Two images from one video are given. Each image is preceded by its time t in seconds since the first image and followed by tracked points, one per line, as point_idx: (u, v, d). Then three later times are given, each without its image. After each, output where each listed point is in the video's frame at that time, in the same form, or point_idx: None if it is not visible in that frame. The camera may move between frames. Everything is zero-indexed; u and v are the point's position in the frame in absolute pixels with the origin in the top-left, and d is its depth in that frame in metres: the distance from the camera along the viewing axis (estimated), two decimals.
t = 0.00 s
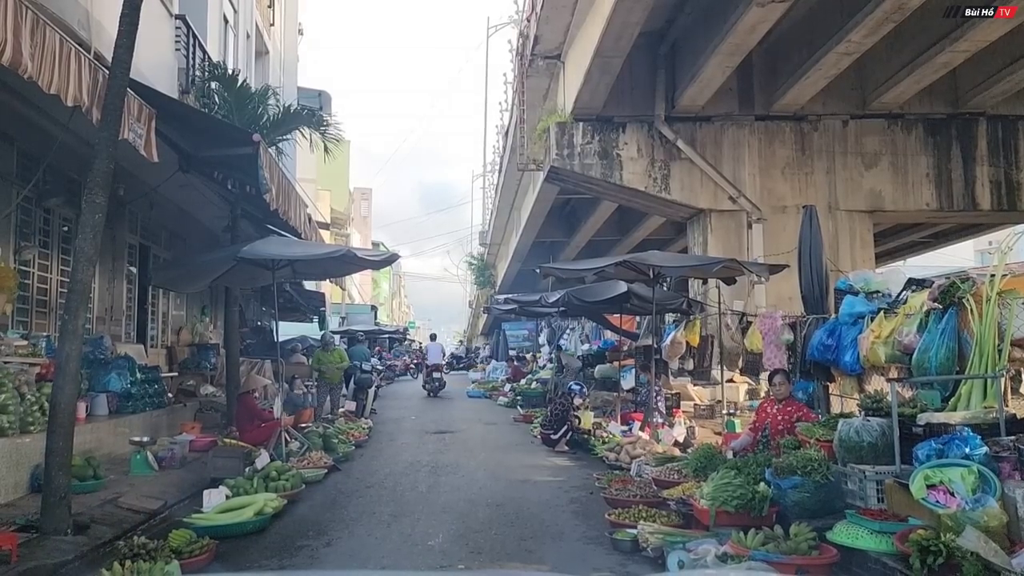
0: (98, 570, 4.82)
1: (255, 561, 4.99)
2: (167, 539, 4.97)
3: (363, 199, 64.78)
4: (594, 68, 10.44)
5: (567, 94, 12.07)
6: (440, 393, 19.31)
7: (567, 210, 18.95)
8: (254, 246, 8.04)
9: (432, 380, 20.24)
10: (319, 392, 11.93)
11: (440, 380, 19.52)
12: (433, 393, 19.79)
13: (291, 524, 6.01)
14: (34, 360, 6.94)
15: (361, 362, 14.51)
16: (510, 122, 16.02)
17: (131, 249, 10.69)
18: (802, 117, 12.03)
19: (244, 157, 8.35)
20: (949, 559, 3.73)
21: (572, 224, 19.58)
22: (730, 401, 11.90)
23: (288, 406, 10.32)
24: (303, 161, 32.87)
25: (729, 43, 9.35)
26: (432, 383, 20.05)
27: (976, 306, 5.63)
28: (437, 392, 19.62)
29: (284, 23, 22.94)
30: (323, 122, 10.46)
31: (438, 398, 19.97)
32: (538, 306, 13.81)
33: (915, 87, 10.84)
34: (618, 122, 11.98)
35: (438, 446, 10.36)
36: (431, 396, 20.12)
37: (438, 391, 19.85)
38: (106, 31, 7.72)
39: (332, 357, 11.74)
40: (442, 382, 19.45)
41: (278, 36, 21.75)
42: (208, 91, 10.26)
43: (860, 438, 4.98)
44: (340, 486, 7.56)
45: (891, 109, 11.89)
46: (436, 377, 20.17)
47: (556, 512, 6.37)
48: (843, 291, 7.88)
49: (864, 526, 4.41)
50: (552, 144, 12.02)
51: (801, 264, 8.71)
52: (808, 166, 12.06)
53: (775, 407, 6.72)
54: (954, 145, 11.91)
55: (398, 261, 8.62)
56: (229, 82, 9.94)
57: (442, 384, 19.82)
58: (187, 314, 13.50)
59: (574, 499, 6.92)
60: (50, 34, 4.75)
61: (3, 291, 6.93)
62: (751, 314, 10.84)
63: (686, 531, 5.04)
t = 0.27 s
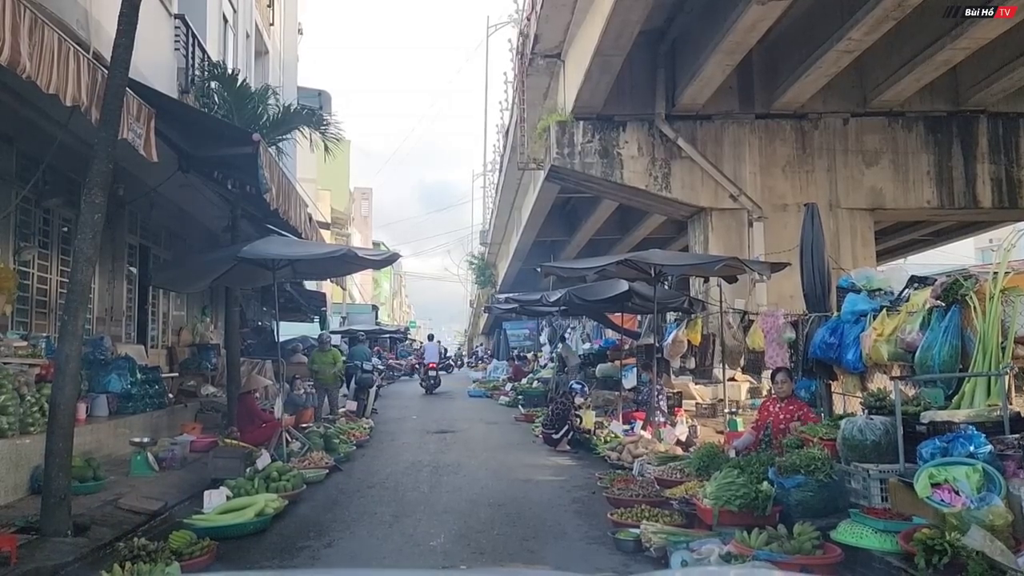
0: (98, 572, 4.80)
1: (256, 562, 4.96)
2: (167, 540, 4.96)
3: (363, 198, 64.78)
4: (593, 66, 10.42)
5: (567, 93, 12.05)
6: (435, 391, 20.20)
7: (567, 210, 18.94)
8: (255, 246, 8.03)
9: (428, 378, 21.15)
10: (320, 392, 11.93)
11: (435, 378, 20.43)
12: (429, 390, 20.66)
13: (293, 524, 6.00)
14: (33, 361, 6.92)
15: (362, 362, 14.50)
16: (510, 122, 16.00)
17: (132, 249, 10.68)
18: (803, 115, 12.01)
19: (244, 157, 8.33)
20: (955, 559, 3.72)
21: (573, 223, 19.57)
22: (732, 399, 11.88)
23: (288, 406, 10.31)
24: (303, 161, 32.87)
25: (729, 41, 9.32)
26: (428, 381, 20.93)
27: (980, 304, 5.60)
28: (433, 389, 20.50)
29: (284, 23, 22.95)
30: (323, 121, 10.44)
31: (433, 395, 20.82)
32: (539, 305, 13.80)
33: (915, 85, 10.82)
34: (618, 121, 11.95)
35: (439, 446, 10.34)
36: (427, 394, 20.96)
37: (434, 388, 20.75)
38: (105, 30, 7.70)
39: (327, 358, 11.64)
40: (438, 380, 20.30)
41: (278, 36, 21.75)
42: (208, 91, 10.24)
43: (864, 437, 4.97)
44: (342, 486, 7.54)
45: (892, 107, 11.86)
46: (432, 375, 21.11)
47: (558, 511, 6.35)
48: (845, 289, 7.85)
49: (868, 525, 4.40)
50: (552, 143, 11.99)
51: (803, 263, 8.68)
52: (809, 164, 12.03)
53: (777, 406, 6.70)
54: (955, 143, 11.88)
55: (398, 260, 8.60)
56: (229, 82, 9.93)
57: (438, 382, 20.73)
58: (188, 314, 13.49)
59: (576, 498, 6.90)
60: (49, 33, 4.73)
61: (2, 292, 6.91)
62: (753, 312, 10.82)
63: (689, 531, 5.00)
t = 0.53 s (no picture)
0: None
1: (256, 566, 4.91)
2: (167, 544, 4.90)
3: (364, 200, 64.75)
4: (595, 67, 10.36)
5: (568, 93, 12.00)
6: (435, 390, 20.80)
7: (569, 210, 18.89)
8: (256, 248, 7.98)
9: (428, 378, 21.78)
10: (320, 395, 11.87)
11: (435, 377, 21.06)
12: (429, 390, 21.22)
13: (294, 528, 5.94)
14: (32, 363, 6.86)
15: (363, 364, 14.44)
16: (511, 122, 15.95)
17: (132, 251, 10.62)
18: (805, 115, 11.95)
19: (244, 158, 8.27)
20: (967, 563, 3.65)
21: (574, 224, 19.51)
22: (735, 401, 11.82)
23: (289, 408, 10.26)
24: (304, 163, 32.83)
25: (731, 41, 9.26)
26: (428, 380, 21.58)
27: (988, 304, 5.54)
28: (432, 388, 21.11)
29: (284, 25, 22.91)
30: (323, 122, 10.39)
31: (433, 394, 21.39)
32: (540, 306, 13.75)
33: (917, 85, 10.76)
34: (619, 122, 11.89)
35: (441, 448, 10.29)
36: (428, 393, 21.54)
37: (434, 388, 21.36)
38: (104, 30, 7.64)
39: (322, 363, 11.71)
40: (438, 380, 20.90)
41: (278, 37, 21.70)
42: (208, 92, 10.19)
43: (871, 439, 4.89)
44: (343, 489, 7.47)
45: (894, 107, 11.80)
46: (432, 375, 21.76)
47: (562, 515, 6.28)
48: (849, 289, 7.79)
49: (878, 528, 4.32)
50: (553, 144, 11.94)
51: (807, 263, 8.62)
52: (811, 164, 11.96)
53: (782, 408, 6.65)
54: (957, 143, 11.81)
55: (399, 262, 8.54)
56: (229, 83, 9.88)
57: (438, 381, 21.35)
58: (189, 316, 13.44)
59: (580, 501, 6.84)
60: (47, 33, 4.68)
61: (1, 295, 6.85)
62: (756, 313, 10.75)
63: (695, 534, 4.96)
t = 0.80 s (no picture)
0: None
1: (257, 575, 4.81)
2: (166, 552, 4.82)
3: (365, 203, 64.72)
4: (597, 68, 10.28)
5: (570, 95, 11.92)
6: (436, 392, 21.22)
7: (571, 213, 18.81)
8: (256, 250, 7.90)
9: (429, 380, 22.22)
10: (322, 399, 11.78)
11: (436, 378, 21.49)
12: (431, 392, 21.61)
13: (295, 535, 5.84)
14: (30, 367, 6.77)
15: (365, 367, 14.35)
16: (513, 125, 15.87)
17: (131, 255, 10.54)
18: (808, 116, 11.87)
19: (244, 160, 8.18)
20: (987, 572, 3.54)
21: (576, 227, 19.40)
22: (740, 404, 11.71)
23: (291, 412, 10.17)
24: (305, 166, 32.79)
25: (734, 42, 9.17)
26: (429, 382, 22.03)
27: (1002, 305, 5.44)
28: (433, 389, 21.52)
29: (285, 28, 22.87)
30: (325, 124, 10.31)
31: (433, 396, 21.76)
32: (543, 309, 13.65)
33: (921, 86, 10.69)
34: (622, 124, 11.80)
35: (444, 453, 10.19)
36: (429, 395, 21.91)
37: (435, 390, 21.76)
38: (103, 31, 7.57)
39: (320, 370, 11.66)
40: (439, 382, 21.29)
41: (279, 40, 21.66)
42: (209, 94, 10.12)
43: (885, 444, 4.80)
44: (345, 494, 7.37)
45: (898, 108, 11.72)
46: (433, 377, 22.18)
47: (567, 521, 6.18)
48: (858, 291, 7.70)
49: (894, 536, 4.19)
50: (556, 146, 11.85)
51: (815, 265, 8.52)
52: (815, 166, 11.87)
53: (791, 412, 6.54)
54: (962, 144, 11.72)
55: (401, 264, 8.45)
56: (229, 85, 9.81)
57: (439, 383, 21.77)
58: (189, 319, 13.36)
59: (586, 507, 6.73)
60: (45, 32, 4.60)
61: None
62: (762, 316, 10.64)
63: (705, 542, 4.85)
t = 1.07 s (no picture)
0: None
1: None
2: (164, 560, 4.70)
3: (366, 205, 64.65)
4: (599, 69, 10.16)
5: (572, 95, 11.81)
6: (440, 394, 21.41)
7: (573, 215, 18.71)
8: (257, 251, 7.81)
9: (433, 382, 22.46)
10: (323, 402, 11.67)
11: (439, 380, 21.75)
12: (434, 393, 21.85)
13: (297, 542, 5.72)
14: (27, 371, 6.65)
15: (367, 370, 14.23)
16: (514, 126, 15.77)
17: (130, 257, 10.43)
18: (812, 117, 11.75)
19: (244, 160, 8.06)
20: None
21: (578, 228, 19.29)
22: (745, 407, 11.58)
23: (292, 416, 10.06)
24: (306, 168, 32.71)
25: (738, 42, 9.06)
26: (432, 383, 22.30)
27: (1021, 305, 5.35)
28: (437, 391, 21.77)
29: (285, 29, 22.76)
30: (326, 124, 10.21)
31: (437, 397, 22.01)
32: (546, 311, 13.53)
33: (925, 86, 10.57)
34: (625, 125, 11.68)
35: (446, 457, 10.07)
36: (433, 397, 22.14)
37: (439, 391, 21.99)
38: (101, 30, 7.46)
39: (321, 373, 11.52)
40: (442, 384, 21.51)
41: (279, 42, 21.57)
42: (208, 94, 10.02)
43: (902, 448, 4.68)
44: (347, 500, 7.25)
45: (902, 108, 11.61)
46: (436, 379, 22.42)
47: (574, 527, 6.05)
48: (869, 292, 7.58)
49: (915, 544, 4.07)
50: (558, 147, 11.73)
51: (824, 265, 8.40)
52: (818, 167, 11.74)
53: (801, 415, 6.41)
54: (966, 145, 11.58)
55: (402, 266, 8.33)
56: (229, 85, 9.71)
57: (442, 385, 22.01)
58: (189, 322, 13.24)
59: (593, 512, 6.61)
60: (39, 28, 4.48)
61: None
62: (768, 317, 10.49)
63: (717, 549, 4.72)
